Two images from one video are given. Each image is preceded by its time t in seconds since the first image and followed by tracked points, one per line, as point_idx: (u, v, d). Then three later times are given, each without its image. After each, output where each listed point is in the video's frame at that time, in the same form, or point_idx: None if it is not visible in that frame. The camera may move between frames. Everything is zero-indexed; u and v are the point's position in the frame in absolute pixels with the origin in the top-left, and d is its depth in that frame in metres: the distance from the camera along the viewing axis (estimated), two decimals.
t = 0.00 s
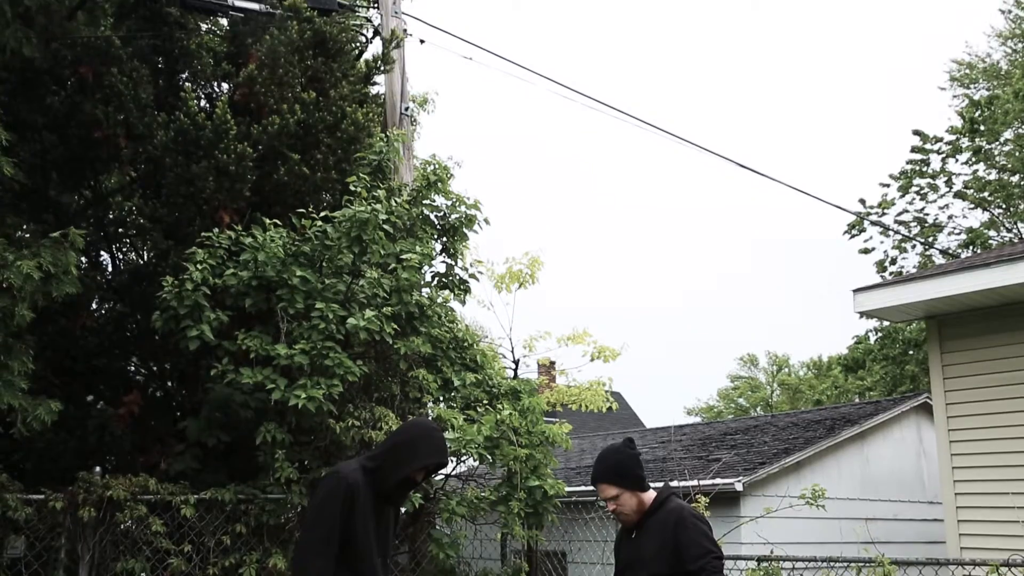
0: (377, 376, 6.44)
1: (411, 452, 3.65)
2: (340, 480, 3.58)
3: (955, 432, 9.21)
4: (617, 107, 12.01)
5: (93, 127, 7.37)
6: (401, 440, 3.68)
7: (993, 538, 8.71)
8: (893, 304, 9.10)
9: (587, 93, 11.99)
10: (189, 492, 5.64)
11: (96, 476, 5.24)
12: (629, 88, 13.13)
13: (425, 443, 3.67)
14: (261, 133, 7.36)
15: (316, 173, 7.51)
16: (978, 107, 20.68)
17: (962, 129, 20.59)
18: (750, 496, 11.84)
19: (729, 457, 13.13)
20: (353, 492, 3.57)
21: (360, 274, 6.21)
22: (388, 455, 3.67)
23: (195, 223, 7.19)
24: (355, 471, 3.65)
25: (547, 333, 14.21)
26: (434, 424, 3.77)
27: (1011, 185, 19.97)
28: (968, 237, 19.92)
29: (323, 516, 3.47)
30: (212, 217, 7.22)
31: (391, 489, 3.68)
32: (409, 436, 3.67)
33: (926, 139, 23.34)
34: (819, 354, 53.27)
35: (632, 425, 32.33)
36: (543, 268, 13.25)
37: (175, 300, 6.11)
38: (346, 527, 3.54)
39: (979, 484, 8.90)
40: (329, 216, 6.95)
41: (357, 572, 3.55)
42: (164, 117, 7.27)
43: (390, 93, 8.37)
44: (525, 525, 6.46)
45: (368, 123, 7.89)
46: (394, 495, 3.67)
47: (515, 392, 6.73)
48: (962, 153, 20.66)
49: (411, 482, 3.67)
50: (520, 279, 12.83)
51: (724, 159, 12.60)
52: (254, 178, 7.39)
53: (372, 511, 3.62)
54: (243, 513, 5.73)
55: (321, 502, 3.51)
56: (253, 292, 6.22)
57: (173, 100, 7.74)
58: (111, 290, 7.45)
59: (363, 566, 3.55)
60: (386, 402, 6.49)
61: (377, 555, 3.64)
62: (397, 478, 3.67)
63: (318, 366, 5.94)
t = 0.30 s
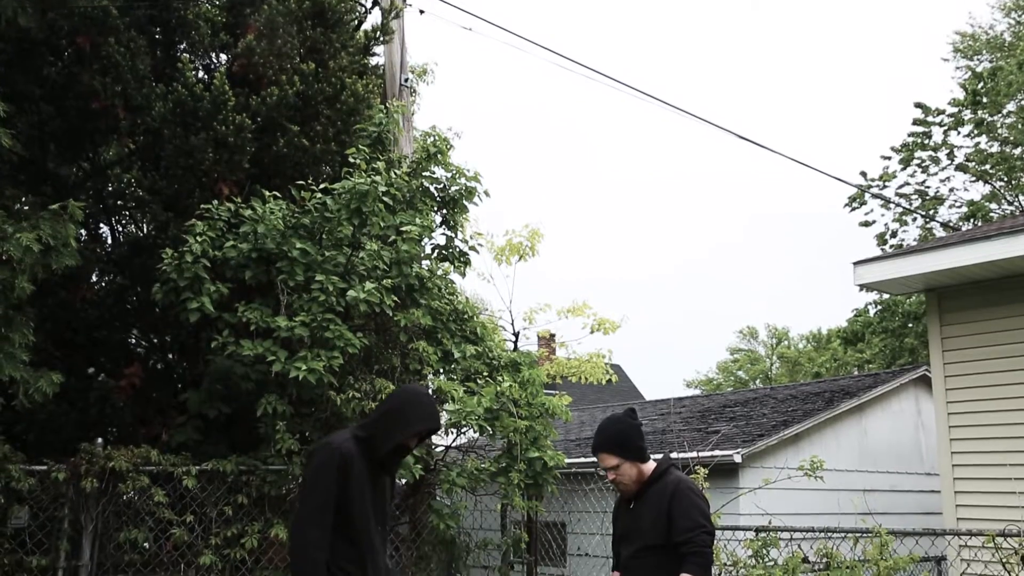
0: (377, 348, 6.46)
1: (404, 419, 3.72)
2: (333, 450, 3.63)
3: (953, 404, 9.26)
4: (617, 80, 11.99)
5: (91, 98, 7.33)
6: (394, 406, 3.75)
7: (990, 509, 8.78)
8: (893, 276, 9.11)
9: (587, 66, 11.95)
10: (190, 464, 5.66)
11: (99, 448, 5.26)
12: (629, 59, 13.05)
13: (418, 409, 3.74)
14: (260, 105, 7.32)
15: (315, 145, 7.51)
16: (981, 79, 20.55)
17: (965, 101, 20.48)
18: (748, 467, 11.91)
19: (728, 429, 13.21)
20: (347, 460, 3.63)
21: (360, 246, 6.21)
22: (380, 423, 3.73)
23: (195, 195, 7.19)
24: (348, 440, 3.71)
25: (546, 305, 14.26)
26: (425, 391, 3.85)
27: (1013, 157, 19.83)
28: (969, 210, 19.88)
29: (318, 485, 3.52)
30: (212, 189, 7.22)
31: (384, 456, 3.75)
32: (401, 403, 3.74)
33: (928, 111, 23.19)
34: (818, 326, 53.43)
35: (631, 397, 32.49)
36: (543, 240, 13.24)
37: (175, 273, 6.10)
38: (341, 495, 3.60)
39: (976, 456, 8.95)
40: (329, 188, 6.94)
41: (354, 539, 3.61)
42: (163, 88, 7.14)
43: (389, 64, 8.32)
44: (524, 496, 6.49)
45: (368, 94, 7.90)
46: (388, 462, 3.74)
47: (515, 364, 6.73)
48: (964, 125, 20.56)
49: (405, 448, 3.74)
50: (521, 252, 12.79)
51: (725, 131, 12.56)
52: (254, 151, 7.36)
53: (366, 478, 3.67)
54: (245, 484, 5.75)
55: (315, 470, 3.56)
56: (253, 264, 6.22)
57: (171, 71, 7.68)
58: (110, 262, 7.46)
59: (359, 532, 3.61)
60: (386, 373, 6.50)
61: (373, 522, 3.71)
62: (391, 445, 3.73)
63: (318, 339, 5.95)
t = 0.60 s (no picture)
0: (377, 322, 6.46)
1: (398, 392, 3.79)
2: (327, 423, 3.71)
3: (952, 377, 9.29)
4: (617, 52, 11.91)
5: (89, 71, 7.30)
6: (387, 379, 3.82)
7: (986, 482, 8.84)
8: (893, 250, 9.12)
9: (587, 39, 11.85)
10: (191, 437, 5.67)
11: (101, 421, 5.28)
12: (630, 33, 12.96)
13: (411, 382, 3.82)
14: (259, 78, 7.27)
15: (314, 118, 7.51)
16: (985, 52, 20.40)
17: (968, 74, 20.36)
18: (746, 440, 11.97)
19: (727, 403, 13.26)
20: (342, 433, 3.71)
21: (360, 220, 6.22)
22: (374, 396, 3.81)
23: (195, 169, 7.18)
24: (342, 413, 3.78)
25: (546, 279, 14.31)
26: (418, 362, 3.93)
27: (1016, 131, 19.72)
28: (970, 184, 19.83)
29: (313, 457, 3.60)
30: (212, 162, 7.20)
31: (379, 429, 3.83)
32: (395, 374, 3.82)
33: (930, 84, 23.05)
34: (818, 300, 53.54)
35: (631, 370, 32.63)
36: (543, 214, 13.22)
37: (175, 246, 6.09)
38: (337, 467, 3.68)
39: (973, 429, 9.00)
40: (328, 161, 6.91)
41: (348, 510, 3.70)
42: (161, 61, 7.11)
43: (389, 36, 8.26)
44: (524, 469, 6.53)
45: (367, 67, 7.87)
46: (382, 433, 3.82)
47: (516, 338, 6.75)
48: (967, 99, 20.46)
49: (399, 419, 3.82)
50: (520, 226, 12.75)
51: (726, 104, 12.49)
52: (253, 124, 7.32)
53: (361, 451, 3.76)
54: (247, 456, 5.79)
55: (310, 444, 3.64)
56: (252, 238, 6.20)
57: (168, 43, 7.60)
58: (110, 237, 7.42)
59: (355, 502, 3.70)
60: (386, 347, 6.51)
61: (368, 492, 3.81)
62: (386, 417, 3.81)
63: (318, 312, 5.95)
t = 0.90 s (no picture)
0: (377, 296, 6.45)
1: (400, 367, 3.79)
2: (329, 396, 3.71)
3: (951, 352, 9.32)
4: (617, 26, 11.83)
5: (86, 44, 7.23)
6: (390, 353, 3.81)
7: (984, 456, 8.89)
8: (893, 225, 9.12)
9: (587, 12, 11.76)
10: (193, 410, 5.70)
11: (102, 395, 5.29)
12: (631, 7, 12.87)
13: (413, 356, 3.82)
14: (257, 52, 7.23)
15: (313, 92, 7.47)
16: (989, 26, 20.25)
17: (971, 48, 20.23)
18: (746, 415, 12.00)
19: (727, 377, 13.30)
20: (344, 407, 3.71)
21: (360, 194, 6.21)
22: (376, 370, 3.81)
23: (193, 142, 7.13)
24: (343, 386, 3.78)
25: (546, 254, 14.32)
26: (420, 336, 3.92)
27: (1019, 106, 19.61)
28: (972, 158, 19.76)
29: (314, 430, 3.61)
30: (210, 136, 7.18)
31: (380, 402, 3.83)
32: (397, 349, 3.81)
33: (933, 58, 22.89)
34: (818, 276, 53.55)
35: (631, 345, 32.67)
36: (543, 188, 13.18)
37: (174, 220, 6.07)
38: (338, 440, 3.69)
39: (972, 404, 9.03)
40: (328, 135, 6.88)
41: (350, 482, 3.73)
42: (159, 34, 7.10)
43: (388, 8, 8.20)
44: (524, 443, 6.56)
45: (366, 40, 7.81)
46: (384, 407, 3.83)
47: (515, 313, 6.76)
48: (970, 73, 20.34)
49: (401, 394, 3.82)
50: (521, 200, 12.73)
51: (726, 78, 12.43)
52: (251, 98, 7.27)
53: (362, 424, 3.77)
54: (248, 430, 5.82)
55: (311, 417, 3.64)
56: (252, 212, 6.18)
57: (166, 16, 7.54)
58: (109, 211, 7.40)
59: (357, 475, 3.73)
60: (387, 322, 6.51)
61: (369, 465, 3.83)
62: (387, 391, 3.81)
63: (318, 287, 5.96)
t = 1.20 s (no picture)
0: (378, 269, 6.40)
1: (405, 339, 3.81)
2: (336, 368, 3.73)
3: (950, 325, 9.33)
4: None
5: (83, 13, 7.07)
6: (395, 326, 3.83)
7: (981, 427, 8.93)
8: (893, 197, 9.10)
9: None
10: (194, 381, 5.71)
11: (104, 366, 5.31)
12: None
13: (418, 329, 3.84)
14: (255, 21, 7.17)
15: (312, 62, 7.42)
16: None
17: (975, 18, 20.03)
18: (746, 386, 12.04)
19: (727, 348, 13.33)
20: (350, 379, 3.74)
21: (360, 165, 6.20)
22: (382, 342, 3.83)
23: (192, 113, 7.10)
24: (350, 358, 3.80)
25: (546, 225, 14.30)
26: (424, 309, 3.93)
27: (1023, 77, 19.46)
28: (975, 130, 19.65)
29: (322, 401, 3.63)
30: (209, 106, 7.17)
31: (385, 374, 3.85)
32: (402, 322, 3.83)
33: (937, 28, 22.66)
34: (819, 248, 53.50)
35: (631, 316, 32.71)
36: (544, 160, 13.14)
37: (174, 191, 6.04)
38: (345, 411, 3.72)
39: (970, 376, 9.06)
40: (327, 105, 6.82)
41: (357, 453, 3.76)
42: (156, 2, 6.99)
43: None
44: (524, 414, 6.59)
45: (366, 10, 7.74)
46: (390, 379, 3.85)
47: (515, 284, 6.77)
48: (974, 43, 20.16)
49: (407, 366, 3.84)
50: (521, 172, 12.69)
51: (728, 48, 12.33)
52: (250, 68, 7.22)
53: (368, 395, 3.80)
54: (248, 401, 5.84)
55: (318, 389, 3.66)
56: (252, 183, 6.15)
57: None
58: (108, 183, 7.31)
59: (364, 446, 3.76)
60: (387, 294, 6.49)
61: (376, 436, 3.86)
62: (393, 364, 3.84)
63: (318, 258, 5.96)
